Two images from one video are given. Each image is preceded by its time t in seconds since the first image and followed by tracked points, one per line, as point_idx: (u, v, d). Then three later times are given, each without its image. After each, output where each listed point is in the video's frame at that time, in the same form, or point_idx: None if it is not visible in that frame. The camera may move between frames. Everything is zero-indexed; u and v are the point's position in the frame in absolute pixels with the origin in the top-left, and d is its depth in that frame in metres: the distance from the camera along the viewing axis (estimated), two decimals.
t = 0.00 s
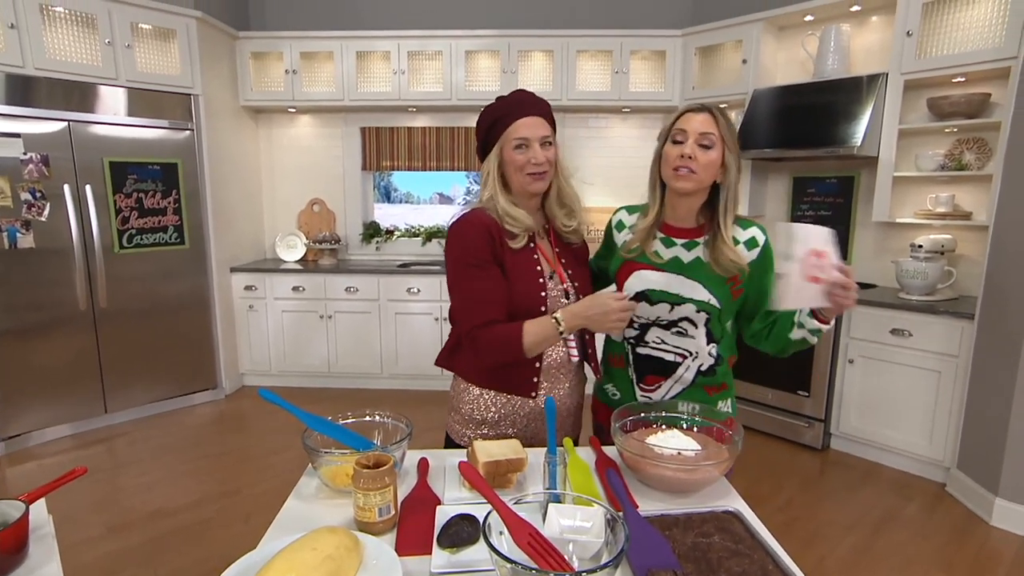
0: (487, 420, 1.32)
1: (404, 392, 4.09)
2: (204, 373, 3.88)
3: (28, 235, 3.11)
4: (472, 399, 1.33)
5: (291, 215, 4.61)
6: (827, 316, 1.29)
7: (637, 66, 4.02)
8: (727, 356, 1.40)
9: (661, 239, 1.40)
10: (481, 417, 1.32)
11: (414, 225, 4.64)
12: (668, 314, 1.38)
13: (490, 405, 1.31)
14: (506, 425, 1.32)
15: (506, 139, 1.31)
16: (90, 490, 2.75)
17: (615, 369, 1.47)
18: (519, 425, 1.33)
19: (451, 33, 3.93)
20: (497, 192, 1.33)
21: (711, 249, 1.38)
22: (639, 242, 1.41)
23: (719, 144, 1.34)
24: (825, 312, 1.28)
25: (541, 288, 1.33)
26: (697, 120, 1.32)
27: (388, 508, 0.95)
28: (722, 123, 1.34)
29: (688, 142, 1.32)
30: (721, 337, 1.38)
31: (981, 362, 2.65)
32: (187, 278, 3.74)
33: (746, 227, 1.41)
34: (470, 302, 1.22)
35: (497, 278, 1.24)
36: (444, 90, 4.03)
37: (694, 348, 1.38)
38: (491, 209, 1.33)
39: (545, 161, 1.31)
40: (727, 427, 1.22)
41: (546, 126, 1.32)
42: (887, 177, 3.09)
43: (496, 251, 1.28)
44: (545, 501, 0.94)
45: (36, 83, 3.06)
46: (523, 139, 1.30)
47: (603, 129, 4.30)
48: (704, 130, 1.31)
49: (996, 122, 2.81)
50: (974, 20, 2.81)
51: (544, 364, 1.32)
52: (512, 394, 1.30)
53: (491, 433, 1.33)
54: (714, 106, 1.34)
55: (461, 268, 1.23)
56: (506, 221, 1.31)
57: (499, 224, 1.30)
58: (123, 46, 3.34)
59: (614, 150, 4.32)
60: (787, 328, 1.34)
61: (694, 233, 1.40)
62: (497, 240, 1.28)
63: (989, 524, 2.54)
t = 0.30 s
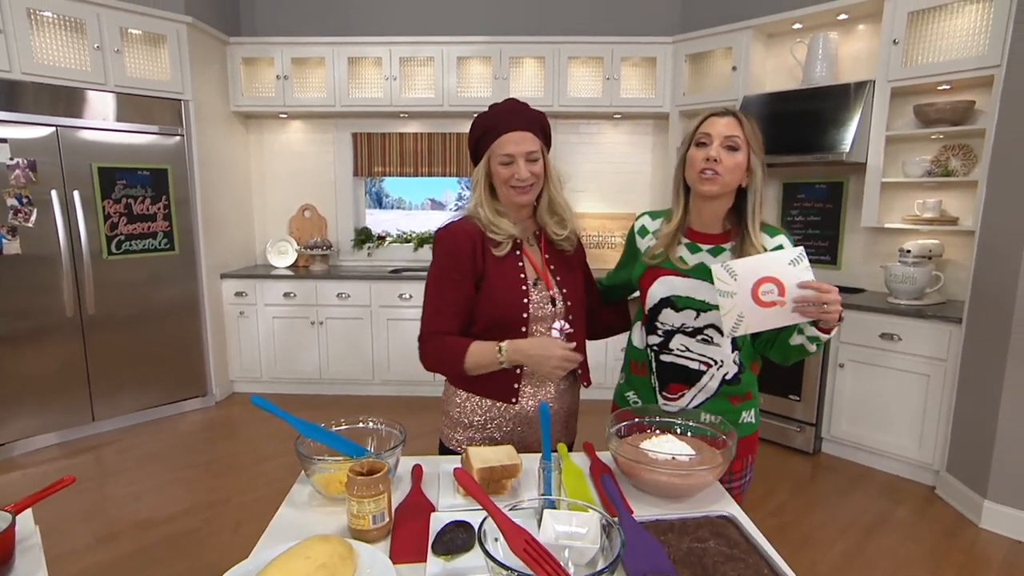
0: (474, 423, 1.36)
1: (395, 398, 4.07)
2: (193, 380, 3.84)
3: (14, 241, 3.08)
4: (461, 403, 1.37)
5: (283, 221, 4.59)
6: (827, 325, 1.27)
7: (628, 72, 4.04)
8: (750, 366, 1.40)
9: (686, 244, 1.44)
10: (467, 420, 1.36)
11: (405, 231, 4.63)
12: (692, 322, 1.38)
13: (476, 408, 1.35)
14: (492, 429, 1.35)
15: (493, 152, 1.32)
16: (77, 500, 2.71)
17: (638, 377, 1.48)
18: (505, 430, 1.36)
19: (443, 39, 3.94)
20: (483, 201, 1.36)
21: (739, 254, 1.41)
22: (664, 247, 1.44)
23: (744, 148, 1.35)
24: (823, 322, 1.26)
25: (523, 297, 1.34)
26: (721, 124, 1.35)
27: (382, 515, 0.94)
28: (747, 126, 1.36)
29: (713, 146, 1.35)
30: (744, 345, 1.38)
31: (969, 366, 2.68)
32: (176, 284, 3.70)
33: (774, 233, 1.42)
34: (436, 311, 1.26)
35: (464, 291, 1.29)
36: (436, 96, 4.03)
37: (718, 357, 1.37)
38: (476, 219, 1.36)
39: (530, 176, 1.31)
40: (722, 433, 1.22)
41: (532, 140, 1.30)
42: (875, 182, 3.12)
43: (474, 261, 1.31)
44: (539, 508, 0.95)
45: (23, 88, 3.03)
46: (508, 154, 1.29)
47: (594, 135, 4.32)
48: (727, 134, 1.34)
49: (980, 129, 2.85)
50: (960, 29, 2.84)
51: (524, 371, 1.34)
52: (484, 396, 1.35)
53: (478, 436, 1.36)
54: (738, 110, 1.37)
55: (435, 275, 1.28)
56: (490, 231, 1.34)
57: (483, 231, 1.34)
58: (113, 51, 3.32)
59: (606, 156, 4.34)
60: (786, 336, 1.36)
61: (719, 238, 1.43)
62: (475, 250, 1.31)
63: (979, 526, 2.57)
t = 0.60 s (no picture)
0: (456, 427, 1.36)
1: (383, 403, 4.05)
2: (177, 385, 3.79)
3: None
4: (443, 407, 1.38)
5: (268, 225, 4.55)
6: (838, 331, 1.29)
7: (614, 76, 4.06)
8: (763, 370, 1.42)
9: (696, 248, 1.45)
10: (450, 424, 1.37)
11: (393, 234, 4.61)
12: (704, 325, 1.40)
13: (458, 412, 1.36)
14: (473, 432, 1.35)
15: (483, 162, 1.32)
16: (58, 508, 2.66)
17: (649, 380, 1.49)
18: (487, 434, 1.36)
19: (430, 42, 3.94)
20: (468, 206, 1.37)
21: (750, 258, 1.42)
22: (675, 251, 1.46)
23: (755, 153, 1.37)
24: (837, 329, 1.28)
25: (500, 302, 1.33)
26: (732, 128, 1.37)
27: (372, 519, 0.93)
28: (758, 131, 1.38)
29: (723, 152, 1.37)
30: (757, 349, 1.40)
31: (951, 366, 2.72)
32: (160, 288, 3.66)
33: (785, 238, 1.44)
34: (410, 314, 1.32)
35: (434, 294, 1.32)
36: (423, 99, 4.02)
37: (729, 361, 1.39)
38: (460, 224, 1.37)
39: (518, 190, 1.31)
40: (711, 434, 1.22)
41: (519, 152, 1.29)
42: (858, 186, 3.17)
43: (451, 265, 1.33)
44: (531, 510, 0.94)
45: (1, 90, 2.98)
46: (495, 166, 1.29)
47: (582, 138, 4.34)
48: (738, 138, 1.36)
49: (959, 134, 2.91)
50: (938, 36, 2.91)
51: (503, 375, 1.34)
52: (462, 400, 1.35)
53: (460, 440, 1.36)
54: (748, 115, 1.39)
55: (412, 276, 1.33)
56: (470, 237, 1.35)
57: (462, 236, 1.36)
58: (95, 52, 3.27)
59: (593, 159, 4.36)
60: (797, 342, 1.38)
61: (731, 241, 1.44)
62: (451, 255, 1.33)
63: (962, 524, 2.61)
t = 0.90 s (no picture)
0: (430, 430, 1.38)
1: (373, 406, 4.03)
2: (164, 389, 3.75)
3: None
4: (417, 409, 1.40)
5: (256, 227, 4.52)
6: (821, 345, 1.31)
7: (604, 79, 4.08)
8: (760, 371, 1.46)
9: (699, 250, 1.46)
10: (424, 427, 1.39)
11: (382, 236, 4.60)
12: (703, 327, 1.43)
13: (432, 416, 1.38)
14: (447, 437, 1.37)
15: (470, 164, 1.30)
16: (42, 515, 2.62)
17: (650, 376, 1.55)
18: (460, 438, 1.38)
19: (419, 45, 3.93)
20: (452, 206, 1.36)
21: (752, 263, 1.42)
22: (679, 254, 1.47)
23: (758, 157, 1.37)
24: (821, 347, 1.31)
25: (479, 304, 1.33)
26: (736, 133, 1.37)
27: (367, 521, 0.93)
28: (761, 135, 1.39)
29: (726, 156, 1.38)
30: (754, 352, 1.43)
31: (935, 365, 2.76)
32: (146, 291, 3.62)
33: (789, 243, 1.43)
34: (388, 314, 1.32)
35: (413, 295, 1.33)
36: (413, 101, 4.02)
37: (725, 363, 1.43)
38: (444, 225, 1.36)
39: (503, 195, 1.31)
40: (702, 433, 1.24)
41: (506, 153, 1.29)
42: (845, 187, 3.21)
43: (431, 266, 1.33)
44: (525, 510, 0.94)
45: None
46: (482, 167, 1.28)
47: (571, 141, 4.35)
48: (741, 143, 1.36)
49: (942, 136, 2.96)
50: (921, 41, 2.97)
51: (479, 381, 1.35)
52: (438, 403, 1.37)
53: (433, 444, 1.38)
54: (753, 119, 1.39)
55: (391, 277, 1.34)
56: (451, 239, 1.35)
57: (443, 237, 1.36)
58: (79, 53, 3.24)
59: (582, 162, 4.38)
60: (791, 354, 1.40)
61: (733, 245, 1.44)
62: (431, 256, 1.33)
63: (947, 521, 2.65)
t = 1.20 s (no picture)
0: (402, 433, 1.38)
1: (365, 407, 4.02)
2: (153, 392, 3.71)
3: None
4: (390, 412, 1.40)
5: (246, 228, 4.49)
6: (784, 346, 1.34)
7: (594, 80, 4.10)
8: (741, 365, 1.50)
9: (684, 249, 1.49)
10: (396, 429, 1.39)
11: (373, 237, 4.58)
12: (687, 323, 1.47)
13: (406, 419, 1.38)
14: (419, 440, 1.38)
15: (447, 156, 1.31)
16: (29, 520, 2.59)
17: (638, 372, 1.60)
18: (432, 442, 1.39)
19: (410, 45, 3.93)
20: (432, 203, 1.36)
21: (734, 260, 1.44)
22: (665, 252, 1.50)
23: (743, 160, 1.40)
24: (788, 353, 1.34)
25: (457, 307, 1.34)
26: (723, 136, 1.41)
27: (364, 521, 0.93)
28: (749, 139, 1.42)
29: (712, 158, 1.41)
30: (736, 346, 1.47)
31: (923, 364, 2.80)
32: (135, 293, 3.58)
33: (772, 242, 1.46)
34: (365, 316, 1.29)
35: (393, 296, 1.30)
36: (404, 102, 4.01)
37: (708, 357, 1.47)
38: (423, 223, 1.36)
39: (483, 188, 1.31)
40: (697, 430, 1.25)
41: (488, 148, 1.29)
42: (833, 188, 3.24)
43: (410, 267, 1.32)
44: (523, 508, 0.95)
45: None
46: (461, 162, 1.29)
47: (562, 142, 4.36)
48: (728, 145, 1.40)
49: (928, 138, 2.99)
50: (906, 44, 3.01)
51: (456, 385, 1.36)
52: (413, 407, 1.37)
53: (405, 446, 1.39)
54: (743, 123, 1.42)
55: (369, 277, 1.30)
56: (431, 238, 1.34)
57: (422, 237, 1.34)
58: (65, 51, 3.20)
59: (573, 162, 4.39)
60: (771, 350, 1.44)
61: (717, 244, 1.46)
62: (410, 257, 1.31)
63: (935, 517, 2.68)
